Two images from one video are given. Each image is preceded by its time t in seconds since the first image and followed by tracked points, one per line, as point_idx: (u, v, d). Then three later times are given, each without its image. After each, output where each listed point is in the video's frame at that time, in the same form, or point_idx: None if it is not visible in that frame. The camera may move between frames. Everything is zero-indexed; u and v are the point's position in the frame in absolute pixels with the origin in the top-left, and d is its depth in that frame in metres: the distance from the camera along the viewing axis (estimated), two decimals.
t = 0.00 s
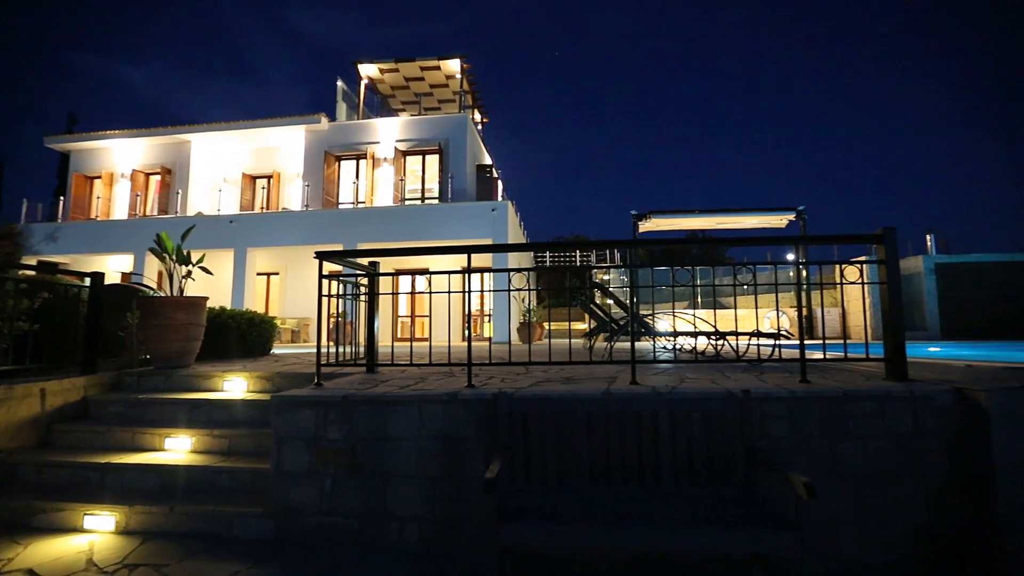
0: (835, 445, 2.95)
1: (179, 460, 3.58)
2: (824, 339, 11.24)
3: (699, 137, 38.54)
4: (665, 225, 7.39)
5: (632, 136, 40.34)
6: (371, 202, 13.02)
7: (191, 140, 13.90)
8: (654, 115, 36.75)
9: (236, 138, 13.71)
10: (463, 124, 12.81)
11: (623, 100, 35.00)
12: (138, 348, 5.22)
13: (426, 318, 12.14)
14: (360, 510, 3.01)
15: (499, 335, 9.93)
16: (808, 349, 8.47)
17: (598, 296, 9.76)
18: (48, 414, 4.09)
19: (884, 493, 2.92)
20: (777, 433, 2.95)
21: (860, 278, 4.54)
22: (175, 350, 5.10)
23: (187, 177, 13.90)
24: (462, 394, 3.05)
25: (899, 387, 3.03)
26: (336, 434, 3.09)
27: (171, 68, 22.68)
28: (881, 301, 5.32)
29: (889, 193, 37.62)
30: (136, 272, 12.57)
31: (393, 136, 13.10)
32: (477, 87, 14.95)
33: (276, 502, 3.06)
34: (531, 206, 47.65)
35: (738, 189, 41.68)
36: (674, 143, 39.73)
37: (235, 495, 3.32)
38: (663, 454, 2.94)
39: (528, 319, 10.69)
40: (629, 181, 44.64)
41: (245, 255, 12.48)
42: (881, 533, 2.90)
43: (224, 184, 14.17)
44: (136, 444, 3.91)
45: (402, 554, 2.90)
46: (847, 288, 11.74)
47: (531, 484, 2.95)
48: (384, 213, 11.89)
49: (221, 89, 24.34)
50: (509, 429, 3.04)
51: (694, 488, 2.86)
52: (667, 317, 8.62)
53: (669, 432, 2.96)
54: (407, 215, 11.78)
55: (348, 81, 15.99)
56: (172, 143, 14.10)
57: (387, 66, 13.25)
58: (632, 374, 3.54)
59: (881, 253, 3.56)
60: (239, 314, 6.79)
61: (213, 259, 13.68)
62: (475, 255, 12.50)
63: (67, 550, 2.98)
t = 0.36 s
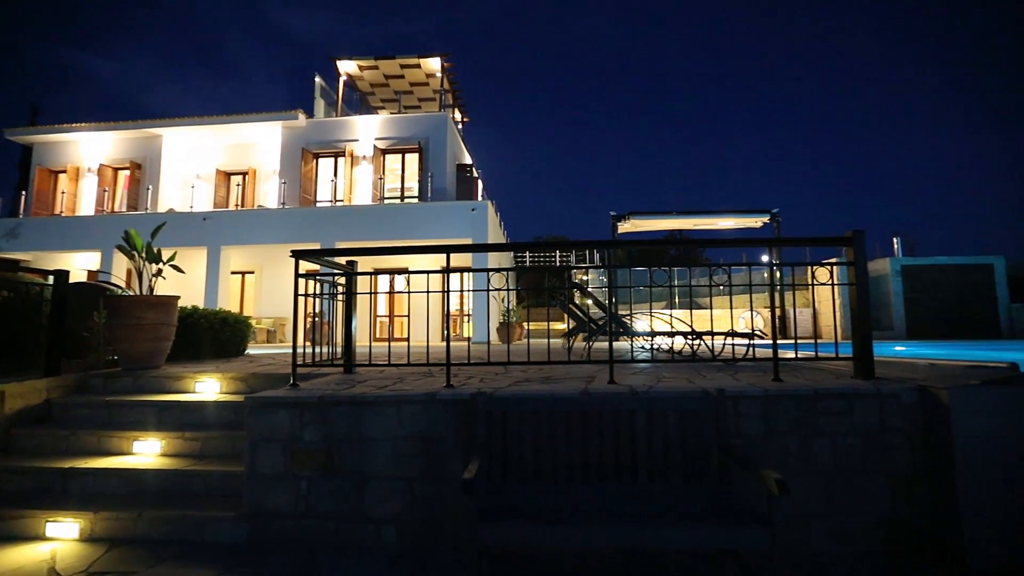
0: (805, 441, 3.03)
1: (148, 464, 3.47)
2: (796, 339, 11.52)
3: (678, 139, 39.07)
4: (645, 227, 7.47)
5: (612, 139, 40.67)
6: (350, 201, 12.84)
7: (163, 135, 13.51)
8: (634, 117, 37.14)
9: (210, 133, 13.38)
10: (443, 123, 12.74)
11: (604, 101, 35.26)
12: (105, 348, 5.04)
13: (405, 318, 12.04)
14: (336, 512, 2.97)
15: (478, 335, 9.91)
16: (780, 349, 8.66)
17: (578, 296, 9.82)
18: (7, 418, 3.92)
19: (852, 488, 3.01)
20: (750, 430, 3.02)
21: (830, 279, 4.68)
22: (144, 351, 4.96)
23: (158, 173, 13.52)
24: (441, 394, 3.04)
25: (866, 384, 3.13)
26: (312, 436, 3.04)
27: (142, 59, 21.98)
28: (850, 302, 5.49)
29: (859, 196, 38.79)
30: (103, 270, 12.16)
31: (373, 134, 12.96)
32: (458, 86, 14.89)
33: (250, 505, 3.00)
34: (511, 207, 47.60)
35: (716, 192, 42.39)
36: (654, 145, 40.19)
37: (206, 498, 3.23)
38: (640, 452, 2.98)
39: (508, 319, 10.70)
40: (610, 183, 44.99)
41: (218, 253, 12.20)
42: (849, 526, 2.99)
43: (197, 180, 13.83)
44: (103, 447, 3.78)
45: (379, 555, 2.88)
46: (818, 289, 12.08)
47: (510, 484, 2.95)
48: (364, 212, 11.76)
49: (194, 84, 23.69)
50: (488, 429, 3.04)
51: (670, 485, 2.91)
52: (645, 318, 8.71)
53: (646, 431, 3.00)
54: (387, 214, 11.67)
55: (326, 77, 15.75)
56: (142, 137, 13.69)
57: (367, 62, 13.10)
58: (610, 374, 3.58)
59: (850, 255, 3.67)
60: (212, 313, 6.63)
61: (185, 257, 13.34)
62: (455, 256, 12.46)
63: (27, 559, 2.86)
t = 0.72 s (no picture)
0: (779, 439, 3.10)
1: (119, 468, 3.37)
2: (772, 338, 11.78)
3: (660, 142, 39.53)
4: (625, 227, 7.54)
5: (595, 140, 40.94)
6: (330, 199, 12.68)
7: (136, 129, 13.14)
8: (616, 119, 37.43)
9: (184, 128, 13.06)
10: (425, 122, 12.66)
11: (587, 102, 35.49)
12: (73, 347, 4.87)
13: (385, 317, 11.94)
14: (314, 515, 2.93)
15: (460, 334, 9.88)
16: (756, 349, 8.84)
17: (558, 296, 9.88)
18: None
19: (824, 484, 3.08)
20: (727, 429, 3.08)
21: (804, 281, 4.79)
22: (114, 351, 4.84)
23: (129, 168, 13.14)
24: (421, 394, 3.03)
25: (838, 383, 3.21)
26: (289, 437, 2.99)
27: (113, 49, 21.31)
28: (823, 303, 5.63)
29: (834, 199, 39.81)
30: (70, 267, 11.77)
31: (353, 131, 12.81)
32: (440, 85, 14.81)
33: (224, 508, 2.93)
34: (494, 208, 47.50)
35: (696, 194, 43.00)
36: (635, 148, 40.59)
37: (178, 504, 3.15)
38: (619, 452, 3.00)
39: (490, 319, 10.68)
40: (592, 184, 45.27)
41: (193, 251, 11.91)
42: (821, 521, 3.07)
43: (171, 176, 13.51)
44: (70, 451, 3.66)
45: (358, 557, 2.85)
46: (792, 289, 12.39)
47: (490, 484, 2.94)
48: (344, 210, 11.62)
49: (167, 79, 23.05)
50: (468, 429, 3.03)
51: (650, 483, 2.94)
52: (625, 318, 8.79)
53: (625, 430, 3.02)
54: (367, 213, 11.57)
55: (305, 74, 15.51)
56: (113, 131, 13.29)
57: (347, 59, 12.93)
58: (590, 374, 3.61)
59: (823, 257, 3.77)
60: (186, 313, 6.47)
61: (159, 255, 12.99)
62: (436, 255, 12.40)
63: None
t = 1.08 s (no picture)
0: (756, 438, 3.16)
1: (87, 473, 3.27)
2: (749, 339, 12.02)
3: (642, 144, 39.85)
4: (607, 229, 7.59)
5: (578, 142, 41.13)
6: (309, 197, 12.50)
7: (108, 124, 12.79)
8: (600, 120, 37.72)
9: (158, 123, 12.74)
10: (407, 120, 12.58)
11: (571, 102, 35.69)
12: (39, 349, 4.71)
13: (366, 317, 11.81)
14: (291, 519, 2.89)
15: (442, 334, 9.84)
16: (733, 348, 9.00)
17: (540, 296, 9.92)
18: None
19: (799, 480, 3.16)
20: (704, 427, 3.13)
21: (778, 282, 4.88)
22: (83, 352, 4.68)
23: (100, 163, 12.76)
24: (401, 395, 3.02)
25: (811, 381, 3.29)
26: (267, 439, 2.94)
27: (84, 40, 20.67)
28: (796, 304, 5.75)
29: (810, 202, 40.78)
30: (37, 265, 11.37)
31: (334, 129, 12.65)
32: (422, 84, 14.73)
33: (197, 512, 2.86)
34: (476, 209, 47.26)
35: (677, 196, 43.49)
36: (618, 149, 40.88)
37: (150, 508, 3.07)
38: (599, 452, 3.03)
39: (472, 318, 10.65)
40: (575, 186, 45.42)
41: (167, 249, 11.62)
42: (795, 517, 3.14)
43: (144, 172, 13.13)
44: (35, 456, 3.54)
45: (335, 561, 2.82)
46: (769, 290, 12.68)
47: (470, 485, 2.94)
48: (325, 208, 11.48)
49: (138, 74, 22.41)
50: (448, 429, 3.03)
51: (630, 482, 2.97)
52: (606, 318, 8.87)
53: (605, 429, 3.06)
54: (349, 211, 11.45)
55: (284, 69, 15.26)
56: (83, 125, 12.90)
57: (328, 56, 12.76)
58: (569, 374, 3.64)
59: (798, 258, 3.86)
60: (160, 314, 6.32)
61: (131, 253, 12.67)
62: (418, 255, 12.34)
63: None
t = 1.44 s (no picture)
0: (724, 435, 3.24)
1: (39, 479, 3.13)
2: (719, 338, 12.33)
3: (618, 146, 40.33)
4: (582, 230, 7.67)
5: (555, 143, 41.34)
6: (280, 194, 12.22)
7: (66, 113, 12.22)
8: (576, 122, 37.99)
9: (120, 114, 12.25)
10: (381, 117, 12.43)
11: (548, 104, 35.87)
12: None
13: (338, 317, 11.62)
14: (258, 523, 2.82)
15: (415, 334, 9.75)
16: (703, 347, 9.20)
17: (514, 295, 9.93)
18: None
19: (765, 476, 3.25)
20: (674, 425, 3.19)
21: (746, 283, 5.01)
22: (37, 353, 4.46)
23: (57, 155, 12.21)
24: (373, 396, 2.98)
25: (776, 380, 3.40)
26: (233, 442, 2.87)
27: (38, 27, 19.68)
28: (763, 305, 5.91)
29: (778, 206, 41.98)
30: None
31: (306, 125, 12.39)
32: (398, 81, 14.58)
33: (158, 518, 2.78)
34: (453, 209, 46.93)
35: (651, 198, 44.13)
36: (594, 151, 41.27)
37: (108, 516, 2.95)
38: (572, 451, 3.06)
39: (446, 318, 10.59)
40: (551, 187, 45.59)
41: (129, 246, 11.20)
42: (760, 511, 3.23)
43: (104, 166, 12.61)
44: None
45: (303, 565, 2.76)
46: (738, 291, 13.02)
47: (442, 486, 2.93)
48: (297, 206, 11.24)
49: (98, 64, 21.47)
50: (421, 430, 3.00)
51: (603, 480, 3.00)
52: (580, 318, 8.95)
53: (578, 428, 3.08)
54: (322, 209, 11.25)
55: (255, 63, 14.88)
56: (39, 115, 12.32)
57: (301, 50, 12.51)
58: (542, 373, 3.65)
59: (765, 260, 3.97)
60: (122, 313, 6.09)
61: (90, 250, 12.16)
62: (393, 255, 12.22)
63: None
